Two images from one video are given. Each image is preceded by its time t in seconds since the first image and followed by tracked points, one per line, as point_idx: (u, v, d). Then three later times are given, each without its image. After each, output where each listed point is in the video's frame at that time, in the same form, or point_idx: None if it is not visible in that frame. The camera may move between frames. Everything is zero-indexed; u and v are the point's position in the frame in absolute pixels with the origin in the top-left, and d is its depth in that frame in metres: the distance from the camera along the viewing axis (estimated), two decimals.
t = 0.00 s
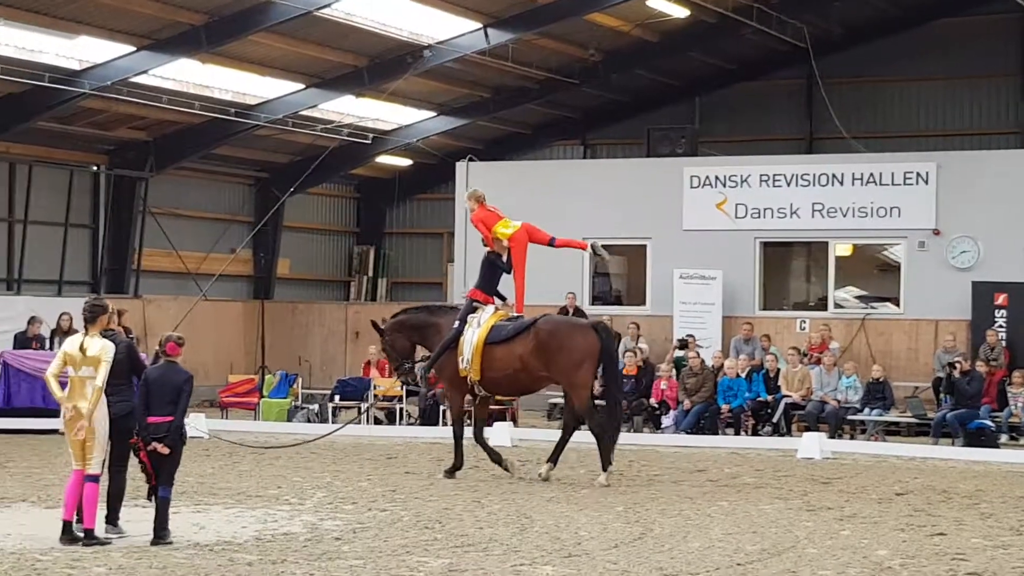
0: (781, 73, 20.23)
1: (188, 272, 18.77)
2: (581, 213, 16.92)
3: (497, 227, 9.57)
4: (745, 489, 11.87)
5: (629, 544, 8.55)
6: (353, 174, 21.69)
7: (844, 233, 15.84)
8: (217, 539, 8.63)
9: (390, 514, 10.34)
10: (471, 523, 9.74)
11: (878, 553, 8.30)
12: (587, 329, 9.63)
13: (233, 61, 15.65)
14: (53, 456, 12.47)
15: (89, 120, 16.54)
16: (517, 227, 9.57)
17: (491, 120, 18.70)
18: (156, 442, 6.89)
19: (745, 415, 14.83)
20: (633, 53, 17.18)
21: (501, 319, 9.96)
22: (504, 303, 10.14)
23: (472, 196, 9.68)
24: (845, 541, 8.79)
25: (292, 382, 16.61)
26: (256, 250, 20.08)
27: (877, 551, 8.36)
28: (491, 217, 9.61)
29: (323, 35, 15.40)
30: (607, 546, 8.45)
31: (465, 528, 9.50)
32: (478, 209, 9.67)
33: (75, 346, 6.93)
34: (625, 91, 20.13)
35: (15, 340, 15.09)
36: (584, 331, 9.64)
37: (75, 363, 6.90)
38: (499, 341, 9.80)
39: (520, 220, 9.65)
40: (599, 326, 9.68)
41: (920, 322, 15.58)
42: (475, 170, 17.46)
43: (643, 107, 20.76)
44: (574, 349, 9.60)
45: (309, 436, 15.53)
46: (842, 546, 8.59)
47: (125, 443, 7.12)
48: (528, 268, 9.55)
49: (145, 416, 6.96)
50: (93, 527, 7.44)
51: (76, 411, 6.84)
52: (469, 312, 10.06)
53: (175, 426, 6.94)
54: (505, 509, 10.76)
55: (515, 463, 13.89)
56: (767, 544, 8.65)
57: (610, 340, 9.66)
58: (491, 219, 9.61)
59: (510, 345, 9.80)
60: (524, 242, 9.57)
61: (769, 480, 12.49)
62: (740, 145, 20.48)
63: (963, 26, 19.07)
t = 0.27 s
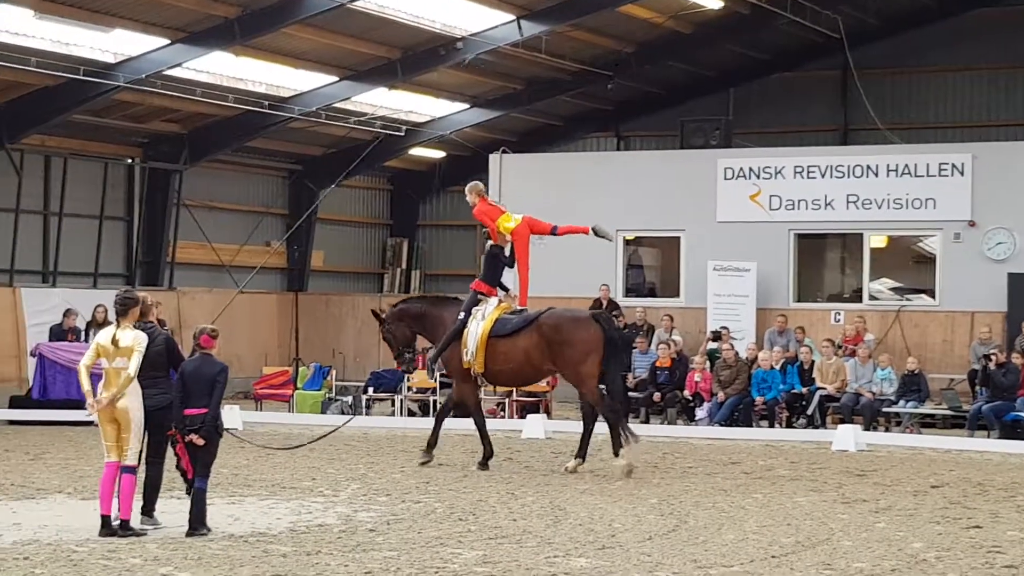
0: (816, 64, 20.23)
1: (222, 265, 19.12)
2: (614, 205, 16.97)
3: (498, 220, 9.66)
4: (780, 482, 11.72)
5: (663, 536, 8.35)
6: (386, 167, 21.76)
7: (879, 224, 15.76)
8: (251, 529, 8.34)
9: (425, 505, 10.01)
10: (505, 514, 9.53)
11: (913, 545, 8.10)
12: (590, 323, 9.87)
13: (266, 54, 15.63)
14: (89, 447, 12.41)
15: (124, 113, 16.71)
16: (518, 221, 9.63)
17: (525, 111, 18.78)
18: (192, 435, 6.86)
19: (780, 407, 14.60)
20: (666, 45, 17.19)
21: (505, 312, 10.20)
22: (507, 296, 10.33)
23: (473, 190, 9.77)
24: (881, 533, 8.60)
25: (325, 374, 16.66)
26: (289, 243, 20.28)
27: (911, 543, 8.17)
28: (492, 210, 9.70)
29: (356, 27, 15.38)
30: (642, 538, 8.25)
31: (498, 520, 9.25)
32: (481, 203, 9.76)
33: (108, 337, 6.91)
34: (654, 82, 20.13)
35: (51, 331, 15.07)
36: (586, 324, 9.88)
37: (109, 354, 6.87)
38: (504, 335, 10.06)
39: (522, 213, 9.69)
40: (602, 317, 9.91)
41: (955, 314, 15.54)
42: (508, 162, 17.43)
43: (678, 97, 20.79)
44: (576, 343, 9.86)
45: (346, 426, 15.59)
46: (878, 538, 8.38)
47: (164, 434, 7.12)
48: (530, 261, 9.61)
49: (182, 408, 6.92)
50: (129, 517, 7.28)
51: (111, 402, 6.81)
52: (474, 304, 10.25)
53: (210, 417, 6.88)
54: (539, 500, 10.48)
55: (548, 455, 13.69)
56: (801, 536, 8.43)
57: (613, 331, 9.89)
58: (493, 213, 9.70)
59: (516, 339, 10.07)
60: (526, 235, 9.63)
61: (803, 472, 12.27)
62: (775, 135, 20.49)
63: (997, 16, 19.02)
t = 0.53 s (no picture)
0: (842, 60, 20.25)
1: (246, 262, 19.19)
2: (638, 200, 16.98)
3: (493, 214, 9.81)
4: (806, 479, 11.65)
5: (688, 533, 8.30)
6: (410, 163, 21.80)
7: (905, 220, 15.72)
8: (276, 524, 8.28)
9: (449, 502, 9.94)
10: (529, 510, 9.49)
11: (939, 542, 8.04)
12: (583, 317, 10.07)
13: (289, 49, 15.66)
14: (114, 442, 12.43)
15: (149, 109, 16.77)
16: (512, 215, 9.81)
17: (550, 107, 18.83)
18: (219, 429, 6.84)
19: (805, 403, 14.55)
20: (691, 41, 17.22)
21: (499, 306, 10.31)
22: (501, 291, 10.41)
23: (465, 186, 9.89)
24: (906, 530, 8.54)
25: (350, 370, 16.67)
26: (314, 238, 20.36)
27: (937, 540, 8.10)
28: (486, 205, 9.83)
29: (380, 23, 15.39)
30: (666, 534, 8.20)
31: (523, 516, 9.22)
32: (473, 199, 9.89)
33: (132, 333, 6.84)
34: (678, 78, 20.13)
35: (77, 328, 15.11)
36: (580, 318, 10.08)
37: (134, 350, 6.80)
38: (500, 328, 10.17)
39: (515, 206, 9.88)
40: (594, 313, 10.12)
41: (981, 310, 15.47)
42: (532, 159, 17.50)
43: (700, 94, 20.75)
44: (571, 337, 10.06)
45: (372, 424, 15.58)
46: (903, 535, 8.32)
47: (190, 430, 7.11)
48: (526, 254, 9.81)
49: (209, 403, 6.92)
50: (163, 512, 7.18)
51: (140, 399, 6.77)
52: (468, 299, 10.31)
53: (237, 412, 6.87)
54: (563, 497, 10.43)
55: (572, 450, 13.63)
56: (826, 533, 8.38)
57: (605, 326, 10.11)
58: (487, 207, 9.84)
59: (509, 332, 10.20)
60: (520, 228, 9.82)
61: (828, 469, 12.18)
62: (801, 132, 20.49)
63: None
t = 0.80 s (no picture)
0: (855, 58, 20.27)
1: (259, 260, 19.26)
2: (651, 199, 17.02)
3: (476, 214, 9.68)
4: (819, 478, 11.61)
5: (700, 531, 8.25)
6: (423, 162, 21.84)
7: (918, 218, 15.71)
8: (288, 522, 8.28)
9: (462, 500, 9.90)
10: (542, 509, 9.45)
11: (953, 541, 8.00)
12: (566, 319, 9.88)
13: (302, 48, 15.67)
14: (129, 441, 12.44)
15: (162, 108, 16.78)
16: (495, 216, 9.68)
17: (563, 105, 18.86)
18: (235, 427, 6.76)
19: (818, 402, 14.51)
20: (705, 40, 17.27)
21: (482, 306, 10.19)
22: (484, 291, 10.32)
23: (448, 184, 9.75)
24: (920, 528, 8.50)
25: (363, 368, 16.64)
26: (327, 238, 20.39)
27: (951, 539, 8.06)
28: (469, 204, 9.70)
29: (392, 23, 15.40)
30: (679, 532, 8.16)
31: (536, 515, 9.18)
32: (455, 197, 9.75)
33: (155, 334, 6.78)
34: (691, 77, 20.16)
35: (89, 327, 15.13)
36: (563, 319, 9.89)
37: (157, 350, 6.74)
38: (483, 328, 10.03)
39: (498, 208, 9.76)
40: (578, 315, 9.92)
41: (994, 309, 15.41)
42: (545, 158, 17.53)
43: (713, 93, 20.82)
44: (553, 338, 9.87)
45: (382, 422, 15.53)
46: (917, 534, 8.28)
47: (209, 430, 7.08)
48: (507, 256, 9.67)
49: (224, 402, 6.83)
50: (197, 512, 7.17)
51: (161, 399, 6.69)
52: (450, 297, 10.22)
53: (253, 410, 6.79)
54: (576, 494, 10.39)
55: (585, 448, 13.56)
56: (840, 532, 8.34)
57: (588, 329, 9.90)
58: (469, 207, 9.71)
59: (493, 333, 10.05)
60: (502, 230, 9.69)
61: (842, 468, 12.10)
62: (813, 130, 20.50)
63: None
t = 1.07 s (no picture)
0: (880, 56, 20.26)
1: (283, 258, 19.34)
2: (674, 198, 17.02)
3: (473, 211, 9.58)
4: (843, 477, 11.58)
5: (724, 530, 8.22)
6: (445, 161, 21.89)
7: (944, 217, 15.67)
8: (313, 519, 8.29)
9: (485, 498, 9.90)
10: (565, 507, 9.43)
11: (979, 541, 7.95)
12: (559, 312, 9.77)
13: (328, 46, 15.71)
14: (154, 438, 12.48)
15: (185, 107, 16.84)
16: (492, 215, 9.59)
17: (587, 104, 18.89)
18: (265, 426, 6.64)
19: (843, 401, 14.47)
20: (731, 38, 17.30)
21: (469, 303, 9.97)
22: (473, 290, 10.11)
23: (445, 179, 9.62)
24: (945, 528, 8.45)
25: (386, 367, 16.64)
26: (350, 236, 20.45)
27: (977, 539, 8.02)
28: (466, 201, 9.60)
29: (416, 21, 15.41)
30: (703, 531, 8.13)
31: (559, 513, 9.16)
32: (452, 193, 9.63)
33: (200, 333, 6.72)
34: (715, 75, 20.17)
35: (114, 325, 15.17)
36: (556, 313, 9.79)
37: (201, 350, 6.69)
38: (472, 326, 9.86)
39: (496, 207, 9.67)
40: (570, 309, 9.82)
41: (1020, 308, 15.35)
42: (569, 158, 17.59)
43: (737, 91, 20.86)
44: (547, 332, 9.75)
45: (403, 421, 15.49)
46: (942, 534, 8.24)
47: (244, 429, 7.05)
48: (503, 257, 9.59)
49: (251, 399, 6.67)
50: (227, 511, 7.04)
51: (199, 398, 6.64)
52: (437, 297, 10.01)
53: (283, 408, 6.69)
54: (598, 493, 10.38)
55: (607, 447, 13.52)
56: (865, 531, 8.30)
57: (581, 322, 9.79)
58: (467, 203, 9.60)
59: (483, 330, 9.89)
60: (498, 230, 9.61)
61: (865, 468, 11.99)
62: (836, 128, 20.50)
63: None
